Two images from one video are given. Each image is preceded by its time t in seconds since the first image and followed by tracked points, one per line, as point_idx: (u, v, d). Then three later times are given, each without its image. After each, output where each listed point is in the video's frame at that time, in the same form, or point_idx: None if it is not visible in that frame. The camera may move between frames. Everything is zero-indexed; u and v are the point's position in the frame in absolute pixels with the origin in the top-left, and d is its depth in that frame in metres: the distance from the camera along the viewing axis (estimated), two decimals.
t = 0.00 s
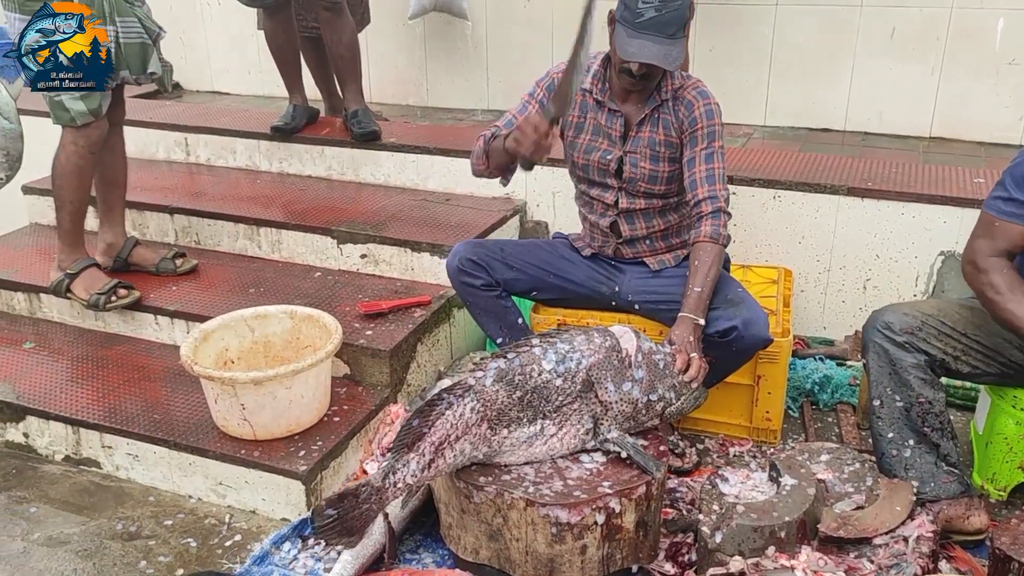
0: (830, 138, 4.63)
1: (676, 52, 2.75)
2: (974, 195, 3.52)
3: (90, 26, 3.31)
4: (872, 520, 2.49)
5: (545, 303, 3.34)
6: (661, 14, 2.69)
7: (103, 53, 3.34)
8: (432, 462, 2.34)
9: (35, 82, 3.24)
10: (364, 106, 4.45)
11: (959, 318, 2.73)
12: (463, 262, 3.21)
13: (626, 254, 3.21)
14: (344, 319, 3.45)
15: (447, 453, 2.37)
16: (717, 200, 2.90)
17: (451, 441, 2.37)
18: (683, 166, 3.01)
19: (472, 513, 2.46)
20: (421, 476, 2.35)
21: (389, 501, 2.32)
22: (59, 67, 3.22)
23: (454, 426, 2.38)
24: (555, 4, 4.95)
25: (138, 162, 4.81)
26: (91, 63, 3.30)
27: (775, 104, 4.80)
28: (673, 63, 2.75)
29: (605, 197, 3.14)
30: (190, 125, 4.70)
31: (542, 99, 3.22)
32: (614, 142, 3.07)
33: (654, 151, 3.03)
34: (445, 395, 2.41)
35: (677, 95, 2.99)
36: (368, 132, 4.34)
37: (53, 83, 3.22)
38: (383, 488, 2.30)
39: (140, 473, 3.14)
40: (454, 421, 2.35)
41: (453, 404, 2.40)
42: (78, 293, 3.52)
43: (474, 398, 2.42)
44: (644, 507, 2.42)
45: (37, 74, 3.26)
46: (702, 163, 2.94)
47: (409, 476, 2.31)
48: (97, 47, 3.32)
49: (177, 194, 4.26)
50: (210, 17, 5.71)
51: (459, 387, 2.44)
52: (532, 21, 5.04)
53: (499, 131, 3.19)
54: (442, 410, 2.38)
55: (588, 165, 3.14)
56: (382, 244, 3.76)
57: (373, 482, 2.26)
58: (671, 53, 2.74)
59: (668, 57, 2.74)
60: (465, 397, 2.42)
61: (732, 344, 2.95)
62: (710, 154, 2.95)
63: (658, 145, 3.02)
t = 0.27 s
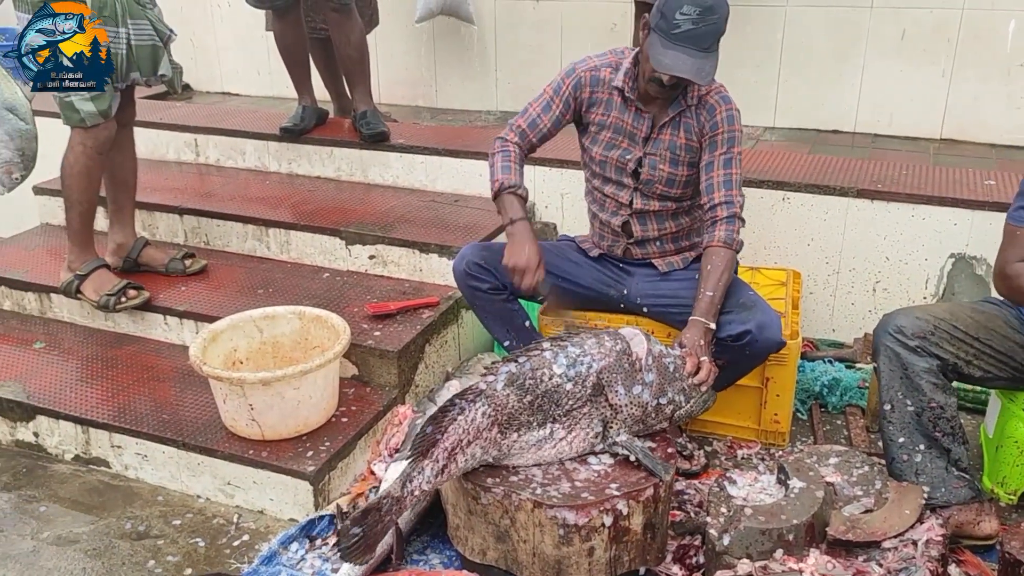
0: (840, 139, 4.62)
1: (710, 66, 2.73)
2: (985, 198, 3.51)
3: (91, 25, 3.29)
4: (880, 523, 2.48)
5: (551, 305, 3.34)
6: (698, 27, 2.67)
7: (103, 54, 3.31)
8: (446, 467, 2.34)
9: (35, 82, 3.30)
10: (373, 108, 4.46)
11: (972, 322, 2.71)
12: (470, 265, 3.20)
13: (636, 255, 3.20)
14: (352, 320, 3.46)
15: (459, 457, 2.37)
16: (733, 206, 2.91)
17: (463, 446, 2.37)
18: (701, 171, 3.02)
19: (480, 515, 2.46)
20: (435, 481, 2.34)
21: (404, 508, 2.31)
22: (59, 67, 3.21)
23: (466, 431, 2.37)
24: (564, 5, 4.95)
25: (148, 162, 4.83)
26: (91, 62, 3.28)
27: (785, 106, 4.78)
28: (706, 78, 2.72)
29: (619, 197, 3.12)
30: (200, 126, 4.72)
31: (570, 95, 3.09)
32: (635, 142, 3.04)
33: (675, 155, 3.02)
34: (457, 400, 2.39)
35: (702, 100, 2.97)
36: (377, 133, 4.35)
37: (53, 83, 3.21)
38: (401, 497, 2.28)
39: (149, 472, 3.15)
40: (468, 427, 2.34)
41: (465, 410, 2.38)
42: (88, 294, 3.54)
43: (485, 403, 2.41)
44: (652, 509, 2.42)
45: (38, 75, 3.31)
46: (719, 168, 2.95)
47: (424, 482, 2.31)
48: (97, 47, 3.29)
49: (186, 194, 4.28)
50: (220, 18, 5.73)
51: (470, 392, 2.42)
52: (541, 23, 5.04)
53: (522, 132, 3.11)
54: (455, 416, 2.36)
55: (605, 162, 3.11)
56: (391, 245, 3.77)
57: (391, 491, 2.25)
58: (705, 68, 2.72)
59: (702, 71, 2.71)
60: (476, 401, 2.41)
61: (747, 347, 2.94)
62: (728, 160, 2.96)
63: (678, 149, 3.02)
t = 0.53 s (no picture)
0: (848, 141, 4.60)
1: (719, 62, 2.73)
2: (993, 200, 3.49)
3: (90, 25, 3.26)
4: (887, 526, 2.47)
5: (559, 305, 3.34)
6: (707, 22, 2.67)
7: (102, 53, 3.29)
8: (444, 456, 2.33)
9: (35, 82, 3.31)
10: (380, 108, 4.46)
11: (980, 323, 2.70)
12: (480, 263, 3.22)
13: (645, 259, 3.20)
14: (359, 320, 3.47)
15: (459, 448, 2.36)
16: (744, 210, 2.89)
17: (462, 435, 2.36)
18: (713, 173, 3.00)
19: (485, 515, 2.45)
20: (434, 471, 2.33)
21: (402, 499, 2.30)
22: (59, 67, 3.20)
23: (465, 420, 2.37)
24: (571, 7, 4.95)
25: (156, 163, 4.85)
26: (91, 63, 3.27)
27: (793, 107, 4.77)
28: (714, 73, 2.72)
29: (630, 198, 3.12)
30: (208, 126, 4.73)
31: (578, 94, 3.15)
32: (645, 143, 3.05)
33: (686, 156, 3.01)
34: (454, 390, 2.44)
35: (714, 101, 2.96)
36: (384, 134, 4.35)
37: (53, 83, 3.25)
38: (398, 483, 2.28)
39: (156, 472, 3.16)
40: (465, 415, 2.35)
41: (462, 398, 2.42)
42: (96, 294, 3.55)
43: (483, 393, 2.42)
44: (657, 511, 2.41)
45: (37, 74, 3.32)
46: (732, 170, 2.93)
47: (421, 470, 2.30)
48: (97, 47, 3.27)
49: (194, 195, 4.29)
50: (229, 20, 5.75)
51: (467, 382, 2.46)
52: (548, 24, 5.04)
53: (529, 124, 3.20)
54: (452, 404, 2.39)
55: (616, 163, 3.13)
56: (397, 245, 3.78)
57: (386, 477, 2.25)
58: (714, 64, 2.72)
59: (710, 67, 2.71)
60: (474, 391, 2.43)
61: (751, 350, 2.94)
62: (741, 163, 2.94)
63: (689, 151, 3.01)
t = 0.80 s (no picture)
0: (854, 142, 4.59)
1: (725, 73, 2.72)
2: (999, 201, 3.48)
3: (88, 26, 3.25)
4: (892, 528, 2.46)
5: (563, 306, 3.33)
6: (715, 32, 2.67)
7: (103, 53, 3.28)
8: (446, 461, 2.35)
9: (35, 82, 3.22)
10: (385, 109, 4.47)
11: (985, 326, 2.69)
12: (482, 266, 3.22)
13: (648, 258, 3.19)
14: (364, 321, 3.47)
15: (462, 452, 2.38)
16: (746, 211, 2.90)
17: (465, 440, 2.38)
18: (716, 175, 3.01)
19: (488, 516, 2.45)
20: (435, 475, 2.36)
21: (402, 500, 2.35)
22: (59, 67, 3.18)
23: (469, 425, 2.39)
24: (577, 7, 4.95)
25: (162, 163, 4.86)
26: (91, 63, 3.25)
27: (799, 108, 4.76)
28: (721, 84, 2.71)
29: (633, 200, 3.12)
30: (214, 126, 4.74)
31: (592, 97, 3.15)
32: (649, 145, 3.05)
33: (689, 158, 3.01)
34: (459, 394, 2.44)
35: (717, 104, 2.96)
36: (389, 134, 4.36)
37: (53, 83, 3.20)
38: (395, 484, 2.32)
39: (160, 471, 3.16)
40: (469, 421, 2.36)
41: (467, 403, 2.42)
42: (101, 292, 3.56)
43: (488, 398, 2.44)
44: (661, 512, 2.41)
45: (37, 74, 3.22)
46: (735, 171, 2.94)
47: (422, 474, 2.32)
48: (97, 47, 3.26)
49: (199, 195, 4.30)
50: (234, 20, 5.76)
51: (473, 386, 2.46)
52: (553, 24, 5.04)
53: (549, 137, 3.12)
54: (456, 409, 2.40)
55: (619, 164, 3.11)
56: (402, 246, 3.78)
57: (384, 479, 2.29)
58: (720, 74, 2.71)
59: (717, 78, 2.71)
60: (479, 396, 2.44)
61: (760, 348, 2.93)
62: (744, 164, 2.95)
63: (692, 153, 3.00)
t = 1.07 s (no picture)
0: (858, 143, 4.58)
1: (741, 67, 2.71)
2: (1004, 203, 3.47)
3: (88, 27, 3.25)
4: (894, 530, 2.46)
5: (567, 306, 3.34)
6: (729, 27, 2.66)
7: (102, 53, 3.27)
8: (456, 461, 2.34)
9: (35, 82, 3.23)
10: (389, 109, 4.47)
11: (986, 327, 2.68)
12: (488, 266, 3.21)
13: (655, 260, 3.18)
14: (366, 321, 3.47)
15: (468, 452, 2.37)
16: (756, 214, 2.88)
17: (472, 439, 2.36)
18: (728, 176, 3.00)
19: (490, 517, 2.45)
20: (445, 475, 2.33)
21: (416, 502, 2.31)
22: (60, 67, 3.19)
23: (476, 424, 2.37)
24: (580, 8, 4.95)
25: (165, 163, 4.87)
26: (91, 62, 3.25)
27: (802, 109, 4.75)
28: (736, 79, 2.70)
29: (646, 199, 3.10)
30: (217, 127, 4.75)
31: (598, 95, 3.14)
32: (661, 143, 3.04)
33: (702, 158, 2.99)
34: (465, 393, 2.40)
35: (734, 104, 2.94)
36: (392, 135, 4.36)
37: (53, 83, 3.22)
38: (410, 488, 2.28)
39: (163, 471, 3.17)
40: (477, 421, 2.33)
41: (473, 402, 2.39)
42: (106, 292, 3.58)
43: (491, 397, 2.41)
44: (663, 513, 2.40)
45: (37, 74, 3.24)
46: (747, 173, 2.93)
47: (434, 475, 2.30)
48: (97, 47, 3.26)
49: (203, 195, 4.31)
50: (239, 21, 5.77)
51: (477, 386, 2.42)
52: (557, 25, 5.04)
53: (549, 126, 3.21)
54: (464, 408, 2.36)
55: (631, 163, 3.12)
56: (405, 246, 3.78)
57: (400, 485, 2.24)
58: (735, 69, 2.70)
59: (732, 73, 2.70)
60: (483, 395, 2.40)
61: (765, 353, 2.93)
62: (757, 166, 2.93)
63: (706, 153, 2.99)
